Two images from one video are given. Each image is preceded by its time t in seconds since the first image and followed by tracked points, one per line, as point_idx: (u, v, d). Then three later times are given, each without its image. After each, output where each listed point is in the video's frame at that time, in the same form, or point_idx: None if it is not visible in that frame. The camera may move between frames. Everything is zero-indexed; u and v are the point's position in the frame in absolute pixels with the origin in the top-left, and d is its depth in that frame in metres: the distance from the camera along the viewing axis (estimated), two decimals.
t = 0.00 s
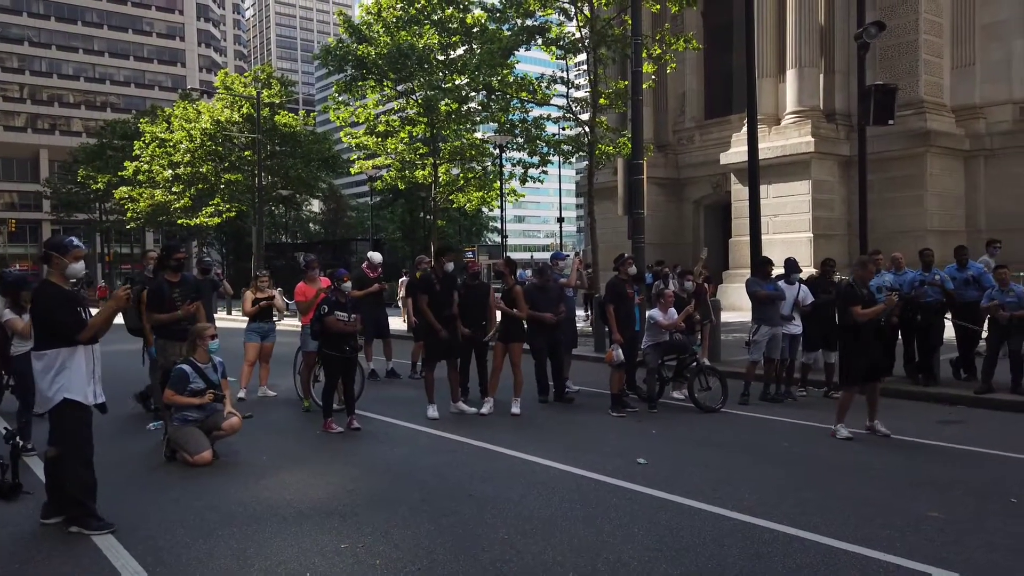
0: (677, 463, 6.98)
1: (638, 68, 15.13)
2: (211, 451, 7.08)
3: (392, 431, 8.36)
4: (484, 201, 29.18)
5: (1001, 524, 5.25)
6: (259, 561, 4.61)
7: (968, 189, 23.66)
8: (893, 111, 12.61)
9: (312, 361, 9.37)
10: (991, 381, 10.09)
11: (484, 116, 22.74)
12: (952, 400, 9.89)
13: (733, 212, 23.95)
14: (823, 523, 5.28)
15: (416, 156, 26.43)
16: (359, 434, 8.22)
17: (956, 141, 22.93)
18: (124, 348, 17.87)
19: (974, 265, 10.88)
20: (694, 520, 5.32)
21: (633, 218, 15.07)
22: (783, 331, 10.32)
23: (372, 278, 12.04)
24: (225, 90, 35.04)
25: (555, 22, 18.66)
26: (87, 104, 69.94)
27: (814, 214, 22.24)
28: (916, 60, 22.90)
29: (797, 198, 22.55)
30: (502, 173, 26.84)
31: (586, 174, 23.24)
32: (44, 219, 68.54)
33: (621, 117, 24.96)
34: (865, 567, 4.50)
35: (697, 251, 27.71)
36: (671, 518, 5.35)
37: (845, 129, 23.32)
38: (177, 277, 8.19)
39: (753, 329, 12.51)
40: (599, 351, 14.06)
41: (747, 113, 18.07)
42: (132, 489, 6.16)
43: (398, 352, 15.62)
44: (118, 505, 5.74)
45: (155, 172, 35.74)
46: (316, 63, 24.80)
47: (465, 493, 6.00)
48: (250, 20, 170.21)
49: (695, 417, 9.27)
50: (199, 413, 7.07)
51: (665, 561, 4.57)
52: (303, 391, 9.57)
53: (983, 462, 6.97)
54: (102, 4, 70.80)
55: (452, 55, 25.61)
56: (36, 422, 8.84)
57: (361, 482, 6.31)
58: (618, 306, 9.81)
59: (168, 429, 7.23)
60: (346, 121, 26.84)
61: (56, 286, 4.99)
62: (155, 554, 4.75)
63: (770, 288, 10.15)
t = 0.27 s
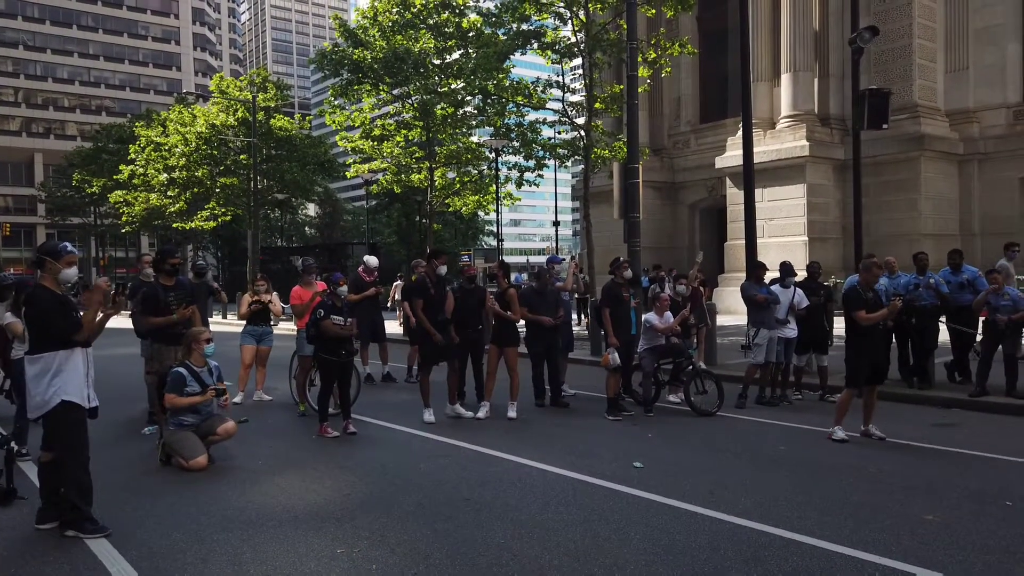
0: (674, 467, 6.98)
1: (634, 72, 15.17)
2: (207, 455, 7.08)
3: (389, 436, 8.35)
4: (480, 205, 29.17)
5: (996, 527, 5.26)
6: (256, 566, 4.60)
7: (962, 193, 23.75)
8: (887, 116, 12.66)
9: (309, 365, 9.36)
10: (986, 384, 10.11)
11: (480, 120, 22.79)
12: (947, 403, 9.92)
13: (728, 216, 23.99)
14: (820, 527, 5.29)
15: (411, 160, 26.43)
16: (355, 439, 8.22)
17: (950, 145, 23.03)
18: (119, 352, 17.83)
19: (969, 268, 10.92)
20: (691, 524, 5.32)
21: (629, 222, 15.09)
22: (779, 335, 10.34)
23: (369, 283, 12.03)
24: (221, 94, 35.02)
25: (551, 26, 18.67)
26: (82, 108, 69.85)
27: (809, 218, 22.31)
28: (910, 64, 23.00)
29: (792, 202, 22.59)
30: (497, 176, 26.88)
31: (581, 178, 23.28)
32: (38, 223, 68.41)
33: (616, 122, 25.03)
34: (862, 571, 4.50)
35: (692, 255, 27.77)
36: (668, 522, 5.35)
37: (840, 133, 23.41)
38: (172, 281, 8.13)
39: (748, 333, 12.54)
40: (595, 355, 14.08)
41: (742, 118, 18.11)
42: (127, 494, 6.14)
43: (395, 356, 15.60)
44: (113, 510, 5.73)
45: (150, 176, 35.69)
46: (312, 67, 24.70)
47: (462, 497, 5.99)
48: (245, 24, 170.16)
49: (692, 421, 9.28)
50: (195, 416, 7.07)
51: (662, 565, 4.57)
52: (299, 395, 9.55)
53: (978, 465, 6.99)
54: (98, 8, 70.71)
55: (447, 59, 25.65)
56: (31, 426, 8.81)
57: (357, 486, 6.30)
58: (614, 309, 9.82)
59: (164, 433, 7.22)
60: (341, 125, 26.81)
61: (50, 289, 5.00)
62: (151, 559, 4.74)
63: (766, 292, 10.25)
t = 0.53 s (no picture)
0: (675, 468, 6.98)
1: (633, 73, 15.16)
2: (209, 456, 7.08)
3: (390, 438, 8.35)
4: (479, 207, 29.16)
5: (1000, 529, 5.26)
6: (259, 568, 4.59)
7: (961, 195, 23.79)
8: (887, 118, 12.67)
9: (309, 366, 9.35)
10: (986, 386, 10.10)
11: (479, 122, 22.81)
12: (947, 405, 9.92)
13: (727, 218, 24.01)
14: (823, 528, 5.29)
15: (410, 162, 26.42)
16: (356, 441, 8.20)
17: (948, 147, 23.05)
18: (118, 354, 17.80)
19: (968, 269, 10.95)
20: (694, 525, 5.32)
21: (629, 224, 15.08)
22: (779, 337, 10.32)
23: (369, 284, 12.01)
24: (219, 96, 34.98)
25: (550, 28, 18.66)
26: (80, 110, 69.81)
27: (808, 220, 22.32)
28: (908, 66, 23.03)
29: (791, 204, 22.61)
30: (497, 178, 26.90)
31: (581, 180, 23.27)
32: (36, 225, 68.37)
33: (615, 123, 25.04)
34: (867, 572, 4.50)
35: (691, 257, 27.78)
36: (671, 523, 5.35)
37: (839, 135, 23.43)
38: (173, 282, 8.10)
39: (748, 334, 12.55)
40: (595, 357, 14.07)
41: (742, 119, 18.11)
42: (128, 497, 6.12)
43: (395, 358, 15.60)
44: (116, 512, 5.72)
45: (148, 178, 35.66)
46: (311, 69, 24.73)
47: (464, 499, 5.99)
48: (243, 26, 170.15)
49: (693, 423, 9.27)
50: (196, 417, 7.03)
51: (667, 567, 4.57)
52: (300, 397, 9.54)
53: (979, 467, 6.99)
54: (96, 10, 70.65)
55: (446, 62, 25.67)
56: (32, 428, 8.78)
57: (359, 489, 6.29)
58: (615, 311, 9.82)
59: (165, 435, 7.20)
60: (341, 126, 26.77)
61: (51, 291, 4.96)
62: (154, 561, 4.73)
63: (764, 294, 10.24)
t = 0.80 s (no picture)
0: (677, 468, 6.98)
1: (633, 74, 15.15)
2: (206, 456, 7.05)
3: (390, 437, 8.34)
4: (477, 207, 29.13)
5: (1001, 528, 5.27)
6: (262, 567, 4.58)
7: (958, 196, 23.82)
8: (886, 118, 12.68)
9: (309, 365, 9.33)
10: (985, 386, 10.12)
11: (477, 122, 22.81)
12: (946, 405, 9.93)
13: (726, 218, 24.02)
14: (825, 528, 5.29)
15: (409, 161, 26.40)
16: (357, 440, 8.19)
17: (946, 147, 23.10)
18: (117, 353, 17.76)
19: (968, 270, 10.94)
20: (697, 525, 5.32)
21: (628, 224, 15.08)
22: (778, 337, 10.33)
23: (368, 284, 12.00)
24: (217, 95, 34.90)
25: (549, 28, 18.64)
26: (77, 108, 69.68)
27: (806, 220, 22.35)
28: (907, 67, 23.07)
29: (789, 204, 22.62)
30: (495, 178, 26.89)
31: (579, 180, 23.26)
32: (32, 224, 68.25)
33: (614, 123, 25.05)
34: (869, 571, 4.51)
35: (690, 257, 27.79)
36: (674, 523, 5.35)
37: (837, 135, 23.45)
38: (173, 282, 8.07)
39: (747, 333, 12.56)
40: (594, 357, 14.08)
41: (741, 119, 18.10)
42: (129, 496, 6.11)
43: (394, 358, 15.59)
44: (117, 511, 5.71)
45: (146, 177, 35.59)
46: (310, 68, 24.70)
47: (466, 498, 5.99)
48: (240, 25, 169.93)
49: (692, 423, 9.28)
50: (194, 417, 6.99)
51: (670, 566, 4.57)
52: (300, 396, 9.53)
53: (980, 466, 7.00)
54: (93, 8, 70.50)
55: (445, 61, 25.66)
56: (32, 427, 8.78)
57: (360, 488, 6.29)
58: (614, 310, 9.81)
59: (162, 434, 7.15)
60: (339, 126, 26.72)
61: (54, 288, 4.97)
62: (157, 560, 4.72)
63: (762, 294, 10.14)
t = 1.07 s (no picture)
0: (677, 468, 7.01)
1: (631, 74, 15.18)
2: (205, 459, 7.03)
3: (391, 437, 8.36)
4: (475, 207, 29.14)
5: (1001, 528, 5.30)
6: (266, 567, 4.60)
7: (956, 196, 23.88)
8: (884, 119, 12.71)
9: (309, 366, 9.35)
10: (983, 386, 10.15)
11: (476, 122, 22.84)
12: (944, 405, 9.97)
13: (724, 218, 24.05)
14: (827, 528, 5.31)
15: (407, 161, 26.40)
16: (357, 440, 8.21)
17: (943, 148, 23.16)
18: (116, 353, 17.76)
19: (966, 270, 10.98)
20: (699, 525, 5.34)
21: (627, 224, 15.10)
22: (776, 337, 10.35)
23: (367, 284, 12.02)
24: (215, 95, 34.87)
25: (548, 28, 18.66)
26: (74, 108, 69.58)
27: (804, 221, 22.39)
28: (904, 68, 23.13)
29: (787, 205, 22.65)
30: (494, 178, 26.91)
31: (578, 180, 23.27)
32: (29, 223, 68.16)
33: (612, 124, 25.08)
34: (870, 571, 4.54)
35: (688, 257, 27.83)
36: (675, 523, 5.37)
37: (834, 136, 23.51)
38: (173, 282, 8.07)
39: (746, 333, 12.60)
40: (593, 357, 14.11)
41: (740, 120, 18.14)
42: (132, 496, 6.12)
43: (393, 358, 15.61)
44: (119, 511, 5.72)
45: (144, 177, 35.56)
46: (308, 68, 24.69)
47: (467, 498, 6.00)
48: (237, 25, 169.77)
49: (692, 423, 9.30)
50: (193, 419, 6.96)
51: (673, 566, 4.59)
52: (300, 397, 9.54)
53: (979, 467, 7.02)
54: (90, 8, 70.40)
55: (443, 61, 25.67)
56: (34, 427, 8.79)
57: (362, 488, 6.30)
58: (614, 311, 9.84)
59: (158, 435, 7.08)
60: (337, 126, 26.70)
61: (57, 288, 4.98)
62: (161, 560, 4.73)
63: (761, 295, 10.17)
